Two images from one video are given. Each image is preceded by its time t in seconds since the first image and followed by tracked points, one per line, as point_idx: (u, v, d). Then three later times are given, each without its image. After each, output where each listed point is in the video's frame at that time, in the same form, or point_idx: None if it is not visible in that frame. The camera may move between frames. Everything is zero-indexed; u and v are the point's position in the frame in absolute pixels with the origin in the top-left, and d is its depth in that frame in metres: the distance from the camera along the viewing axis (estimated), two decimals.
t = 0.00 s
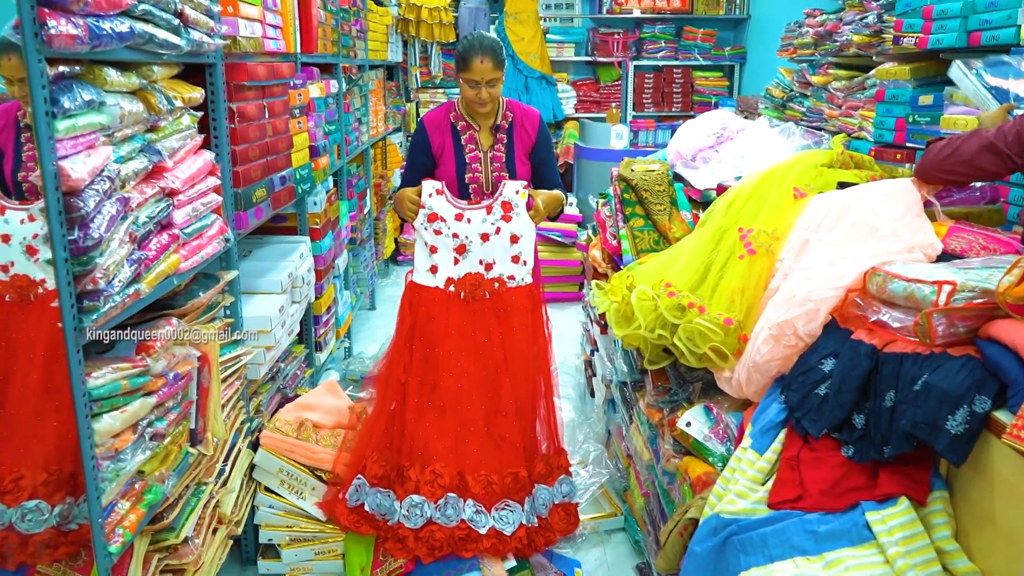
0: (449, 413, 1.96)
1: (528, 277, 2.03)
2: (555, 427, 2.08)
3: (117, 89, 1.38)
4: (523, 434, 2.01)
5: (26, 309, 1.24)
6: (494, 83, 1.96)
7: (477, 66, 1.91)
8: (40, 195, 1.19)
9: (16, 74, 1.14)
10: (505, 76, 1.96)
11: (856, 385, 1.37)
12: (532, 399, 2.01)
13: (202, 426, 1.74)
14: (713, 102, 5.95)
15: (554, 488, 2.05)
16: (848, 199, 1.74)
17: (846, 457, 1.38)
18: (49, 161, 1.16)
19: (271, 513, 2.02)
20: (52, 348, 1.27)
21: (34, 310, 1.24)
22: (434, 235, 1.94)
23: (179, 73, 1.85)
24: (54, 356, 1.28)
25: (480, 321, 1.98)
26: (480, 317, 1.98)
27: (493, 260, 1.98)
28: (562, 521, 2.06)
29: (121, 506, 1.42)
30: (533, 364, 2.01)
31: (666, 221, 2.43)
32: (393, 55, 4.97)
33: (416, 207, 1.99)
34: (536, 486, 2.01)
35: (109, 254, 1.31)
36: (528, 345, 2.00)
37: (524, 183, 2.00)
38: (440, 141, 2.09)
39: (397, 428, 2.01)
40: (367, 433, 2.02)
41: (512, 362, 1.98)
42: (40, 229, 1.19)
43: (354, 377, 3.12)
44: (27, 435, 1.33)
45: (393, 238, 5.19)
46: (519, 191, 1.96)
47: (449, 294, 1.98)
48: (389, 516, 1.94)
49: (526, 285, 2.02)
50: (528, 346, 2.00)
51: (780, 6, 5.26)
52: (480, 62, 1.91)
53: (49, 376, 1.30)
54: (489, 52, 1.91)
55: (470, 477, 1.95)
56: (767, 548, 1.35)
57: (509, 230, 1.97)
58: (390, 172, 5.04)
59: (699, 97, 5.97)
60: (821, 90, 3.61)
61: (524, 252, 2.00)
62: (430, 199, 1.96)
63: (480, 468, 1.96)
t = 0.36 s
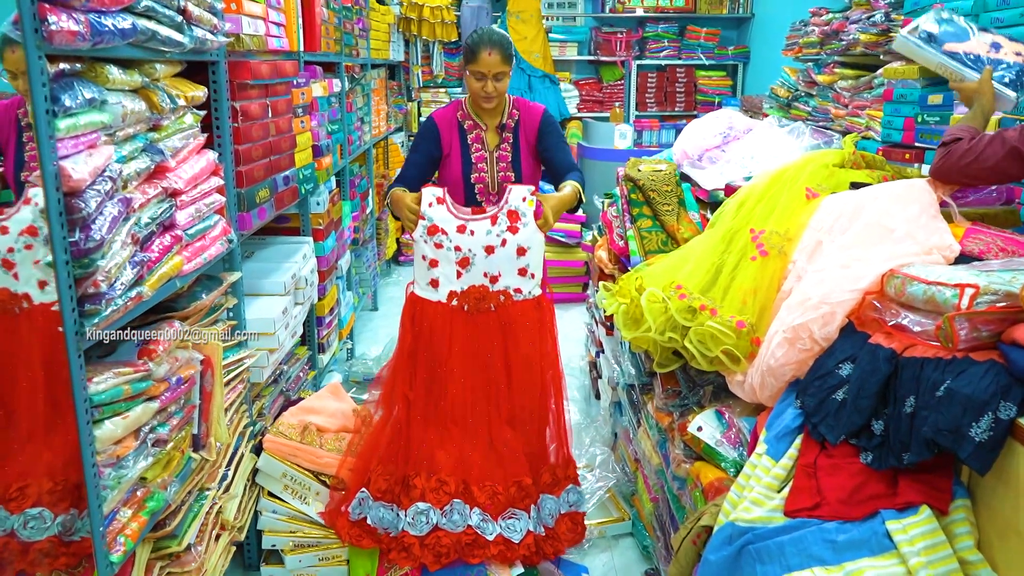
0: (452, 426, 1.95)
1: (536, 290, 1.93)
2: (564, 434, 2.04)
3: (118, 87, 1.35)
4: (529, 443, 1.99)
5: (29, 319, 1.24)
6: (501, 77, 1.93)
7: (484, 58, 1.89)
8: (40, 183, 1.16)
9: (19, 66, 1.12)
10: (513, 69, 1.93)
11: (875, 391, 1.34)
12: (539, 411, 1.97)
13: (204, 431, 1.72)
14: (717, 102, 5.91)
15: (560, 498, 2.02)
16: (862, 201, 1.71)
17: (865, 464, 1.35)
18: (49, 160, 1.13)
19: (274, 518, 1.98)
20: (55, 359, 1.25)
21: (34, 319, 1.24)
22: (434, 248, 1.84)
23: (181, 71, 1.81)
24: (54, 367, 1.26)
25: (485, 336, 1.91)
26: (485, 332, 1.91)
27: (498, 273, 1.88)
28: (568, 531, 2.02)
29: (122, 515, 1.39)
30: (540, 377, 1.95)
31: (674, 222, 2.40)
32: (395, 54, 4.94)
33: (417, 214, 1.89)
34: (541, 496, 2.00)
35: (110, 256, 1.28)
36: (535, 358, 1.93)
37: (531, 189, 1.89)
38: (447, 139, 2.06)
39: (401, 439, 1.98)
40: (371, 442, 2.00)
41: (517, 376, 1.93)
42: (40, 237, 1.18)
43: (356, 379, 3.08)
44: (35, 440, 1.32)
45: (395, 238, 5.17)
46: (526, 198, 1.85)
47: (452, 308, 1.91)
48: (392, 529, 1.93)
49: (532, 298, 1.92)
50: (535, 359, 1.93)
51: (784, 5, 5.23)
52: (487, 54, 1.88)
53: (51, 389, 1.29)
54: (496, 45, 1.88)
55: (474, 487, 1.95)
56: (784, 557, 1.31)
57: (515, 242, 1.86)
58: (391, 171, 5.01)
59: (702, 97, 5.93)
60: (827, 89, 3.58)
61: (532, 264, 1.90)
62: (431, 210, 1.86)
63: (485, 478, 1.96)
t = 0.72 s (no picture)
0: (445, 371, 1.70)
1: (539, 210, 1.79)
2: (578, 369, 1.84)
3: (115, 86, 1.33)
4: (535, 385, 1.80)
5: None
6: (507, 67, 1.90)
7: (489, 48, 1.85)
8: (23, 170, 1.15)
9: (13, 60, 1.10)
10: (519, 60, 1.89)
11: (888, 399, 1.30)
12: (548, 342, 1.79)
13: (205, 435, 1.70)
14: (729, 101, 5.85)
15: (570, 435, 1.84)
16: (876, 203, 1.67)
17: (878, 474, 1.31)
18: (39, 161, 1.10)
19: (277, 522, 1.97)
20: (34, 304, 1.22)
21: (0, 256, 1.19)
22: (428, 163, 1.74)
23: (182, 70, 1.79)
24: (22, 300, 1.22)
25: (483, 263, 1.74)
26: (483, 258, 1.74)
27: (497, 191, 1.75)
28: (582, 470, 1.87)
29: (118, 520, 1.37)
30: (547, 309, 1.78)
31: (684, 223, 2.36)
32: (405, 53, 4.92)
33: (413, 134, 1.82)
34: (547, 429, 1.83)
35: (105, 259, 1.26)
36: (538, 286, 1.76)
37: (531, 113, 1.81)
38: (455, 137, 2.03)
39: (396, 390, 1.79)
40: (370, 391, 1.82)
41: (523, 305, 1.77)
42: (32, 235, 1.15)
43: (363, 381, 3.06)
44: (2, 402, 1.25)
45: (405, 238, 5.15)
46: (526, 118, 1.76)
47: (448, 233, 1.75)
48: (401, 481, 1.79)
49: (537, 219, 1.79)
50: (539, 286, 1.76)
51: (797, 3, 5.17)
52: (492, 44, 1.84)
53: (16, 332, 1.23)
54: (502, 36, 1.84)
55: (472, 441, 1.70)
56: (794, 570, 1.28)
57: (514, 154, 1.75)
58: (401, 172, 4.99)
59: (714, 96, 5.87)
60: (841, 88, 3.52)
61: (533, 178, 1.76)
62: (426, 128, 1.78)
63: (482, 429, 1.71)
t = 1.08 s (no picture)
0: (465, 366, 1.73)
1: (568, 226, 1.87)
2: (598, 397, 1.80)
3: (143, 89, 1.36)
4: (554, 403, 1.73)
5: (19, 252, 1.24)
6: (531, 72, 1.90)
7: (514, 53, 1.86)
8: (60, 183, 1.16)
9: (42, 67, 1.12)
10: (544, 64, 1.89)
11: (909, 405, 1.29)
12: (571, 354, 1.77)
13: (228, 433, 1.72)
14: (755, 104, 5.80)
15: (594, 470, 1.73)
16: (899, 206, 1.64)
17: (897, 481, 1.30)
18: (69, 162, 1.13)
19: (298, 520, 2.01)
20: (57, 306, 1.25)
21: (30, 253, 1.24)
22: (466, 178, 1.82)
23: (209, 73, 1.82)
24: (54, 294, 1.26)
25: (513, 271, 1.80)
26: (513, 266, 1.81)
27: (529, 207, 1.84)
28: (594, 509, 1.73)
29: (142, 516, 1.40)
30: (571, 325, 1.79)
31: (705, 227, 2.35)
32: (429, 55, 4.95)
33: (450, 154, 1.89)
34: (570, 462, 1.72)
35: (131, 258, 1.28)
36: (564, 300, 1.79)
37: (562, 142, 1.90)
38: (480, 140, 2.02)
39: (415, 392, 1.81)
40: (394, 398, 1.85)
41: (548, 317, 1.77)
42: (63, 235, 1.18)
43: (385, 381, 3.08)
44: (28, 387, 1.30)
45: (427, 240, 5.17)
46: (557, 144, 1.84)
47: (481, 242, 1.83)
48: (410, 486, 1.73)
49: (564, 235, 1.85)
50: (564, 300, 1.79)
51: (825, 5, 5.12)
52: (516, 47, 1.85)
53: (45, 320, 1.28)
54: (526, 40, 1.85)
55: (480, 436, 1.68)
56: None
57: (545, 174, 1.84)
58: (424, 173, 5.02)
59: (739, 98, 5.83)
60: (867, 91, 3.48)
61: (563, 198, 1.85)
62: (465, 148, 1.86)
63: (493, 428, 1.71)
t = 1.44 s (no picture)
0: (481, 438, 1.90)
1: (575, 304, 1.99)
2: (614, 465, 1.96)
3: (162, 96, 1.39)
4: (567, 470, 1.89)
5: (69, 330, 1.28)
6: (543, 86, 1.94)
7: (527, 69, 1.90)
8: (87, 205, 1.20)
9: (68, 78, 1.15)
10: (554, 80, 1.94)
11: (915, 407, 1.30)
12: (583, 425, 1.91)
13: (242, 434, 1.74)
14: (761, 106, 5.82)
15: (624, 528, 1.91)
16: (906, 210, 1.66)
17: (904, 481, 1.31)
18: (92, 170, 1.17)
19: (310, 520, 2.02)
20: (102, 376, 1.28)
21: (77, 330, 1.27)
22: (480, 258, 1.94)
23: (224, 79, 1.85)
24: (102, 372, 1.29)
25: (526, 350, 1.94)
26: (526, 346, 1.94)
27: (540, 285, 1.96)
28: (628, 565, 1.89)
29: (161, 516, 1.43)
30: (580, 397, 1.92)
31: (712, 230, 2.37)
32: (437, 58, 4.98)
33: (467, 232, 2.01)
34: (598, 524, 1.89)
35: (151, 263, 1.31)
36: (574, 376, 1.92)
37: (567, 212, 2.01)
38: (490, 144, 2.06)
39: (429, 454, 1.97)
40: (403, 451, 2.01)
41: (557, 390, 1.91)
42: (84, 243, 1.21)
43: (394, 382, 3.10)
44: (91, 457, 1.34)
45: (434, 241, 5.20)
46: (564, 220, 1.96)
47: (495, 320, 1.96)
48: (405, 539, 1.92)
49: (572, 313, 1.98)
50: (575, 378, 1.92)
51: (831, 8, 5.13)
52: (529, 64, 1.89)
53: (101, 395, 1.31)
54: (538, 56, 1.89)
55: (491, 505, 1.86)
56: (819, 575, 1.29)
57: (556, 254, 1.95)
58: (431, 176, 5.04)
59: (746, 100, 5.85)
60: (874, 93, 3.50)
61: (571, 277, 1.97)
62: (481, 224, 1.98)
63: (505, 495, 1.88)
